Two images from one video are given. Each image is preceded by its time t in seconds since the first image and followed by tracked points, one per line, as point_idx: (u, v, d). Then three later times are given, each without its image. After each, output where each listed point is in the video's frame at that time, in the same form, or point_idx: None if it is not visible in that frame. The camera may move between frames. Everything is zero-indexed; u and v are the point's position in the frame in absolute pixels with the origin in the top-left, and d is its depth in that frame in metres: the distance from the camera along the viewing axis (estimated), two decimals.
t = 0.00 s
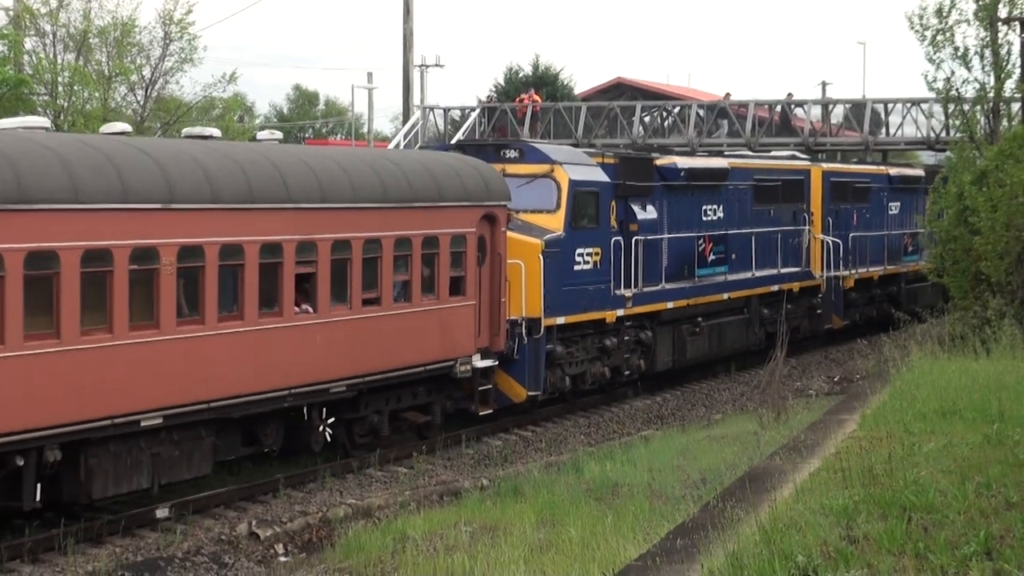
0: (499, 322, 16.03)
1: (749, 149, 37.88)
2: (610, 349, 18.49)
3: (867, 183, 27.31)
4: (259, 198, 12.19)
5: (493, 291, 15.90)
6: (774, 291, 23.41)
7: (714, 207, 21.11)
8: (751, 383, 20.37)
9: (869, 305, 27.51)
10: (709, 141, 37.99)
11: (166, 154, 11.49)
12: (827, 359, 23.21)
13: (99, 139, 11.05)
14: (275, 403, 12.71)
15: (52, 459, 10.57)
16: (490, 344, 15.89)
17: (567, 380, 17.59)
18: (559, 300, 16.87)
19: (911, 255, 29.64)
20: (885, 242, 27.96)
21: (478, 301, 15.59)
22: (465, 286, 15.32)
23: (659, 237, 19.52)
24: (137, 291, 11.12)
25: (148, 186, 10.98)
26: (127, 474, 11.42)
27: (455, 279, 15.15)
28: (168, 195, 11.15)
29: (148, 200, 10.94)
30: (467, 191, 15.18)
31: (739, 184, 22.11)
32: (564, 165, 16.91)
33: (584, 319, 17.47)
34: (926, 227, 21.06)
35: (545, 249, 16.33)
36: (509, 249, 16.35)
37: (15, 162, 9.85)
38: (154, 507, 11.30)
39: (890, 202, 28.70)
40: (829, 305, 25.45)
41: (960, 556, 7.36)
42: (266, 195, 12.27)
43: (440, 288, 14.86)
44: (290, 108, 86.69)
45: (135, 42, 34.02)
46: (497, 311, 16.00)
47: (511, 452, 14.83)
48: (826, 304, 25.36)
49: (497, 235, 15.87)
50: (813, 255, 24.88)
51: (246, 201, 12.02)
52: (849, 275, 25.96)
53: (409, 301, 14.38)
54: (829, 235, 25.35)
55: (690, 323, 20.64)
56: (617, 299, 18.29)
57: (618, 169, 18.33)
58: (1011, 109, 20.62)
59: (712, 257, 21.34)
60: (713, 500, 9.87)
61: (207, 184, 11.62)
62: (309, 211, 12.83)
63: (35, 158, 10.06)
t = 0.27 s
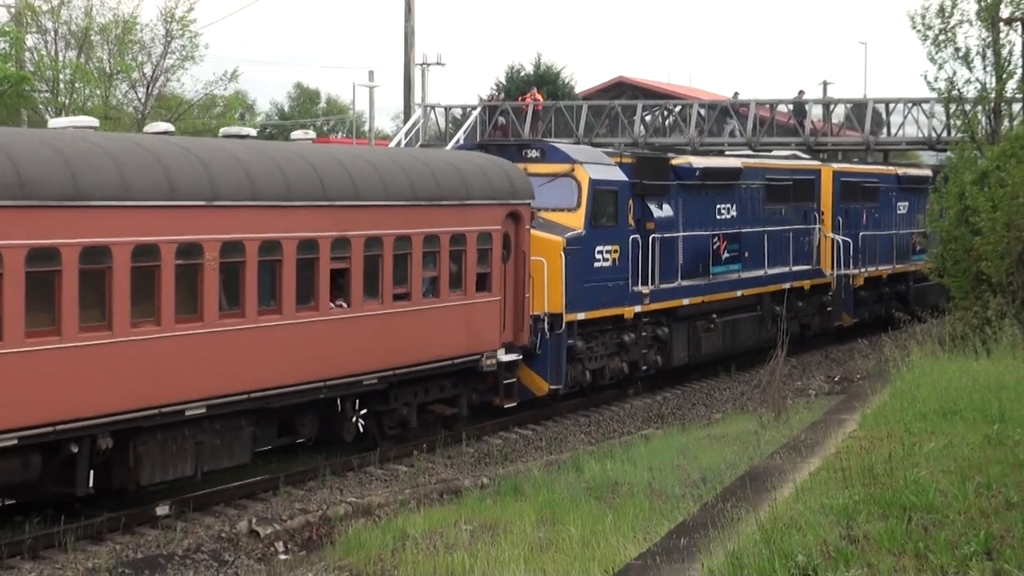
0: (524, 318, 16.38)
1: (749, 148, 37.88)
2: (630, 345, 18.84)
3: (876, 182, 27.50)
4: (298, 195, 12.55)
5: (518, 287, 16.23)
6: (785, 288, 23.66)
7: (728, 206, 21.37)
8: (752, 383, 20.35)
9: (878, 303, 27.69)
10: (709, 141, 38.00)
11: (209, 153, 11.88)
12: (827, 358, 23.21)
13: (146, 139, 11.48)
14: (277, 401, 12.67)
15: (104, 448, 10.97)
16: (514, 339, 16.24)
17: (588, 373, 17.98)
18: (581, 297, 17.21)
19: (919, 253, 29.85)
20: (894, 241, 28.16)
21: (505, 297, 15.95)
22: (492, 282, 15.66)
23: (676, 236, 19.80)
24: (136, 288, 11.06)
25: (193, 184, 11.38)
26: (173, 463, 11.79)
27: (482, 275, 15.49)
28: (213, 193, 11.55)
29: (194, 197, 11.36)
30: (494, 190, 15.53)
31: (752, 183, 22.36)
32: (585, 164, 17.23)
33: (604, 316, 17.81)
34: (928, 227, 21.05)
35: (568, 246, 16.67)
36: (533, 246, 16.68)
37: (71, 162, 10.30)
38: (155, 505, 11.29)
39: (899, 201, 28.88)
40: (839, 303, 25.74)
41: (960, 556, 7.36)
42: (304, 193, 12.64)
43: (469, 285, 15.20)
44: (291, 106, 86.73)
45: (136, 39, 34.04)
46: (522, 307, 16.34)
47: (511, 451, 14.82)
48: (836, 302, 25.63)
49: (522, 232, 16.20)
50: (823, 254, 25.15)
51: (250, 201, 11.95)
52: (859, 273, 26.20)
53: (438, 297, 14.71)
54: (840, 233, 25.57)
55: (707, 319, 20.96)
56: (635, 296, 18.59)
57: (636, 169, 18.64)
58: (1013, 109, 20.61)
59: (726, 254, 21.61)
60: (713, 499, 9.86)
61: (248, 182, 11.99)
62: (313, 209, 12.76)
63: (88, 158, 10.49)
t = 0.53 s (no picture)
0: (546, 312, 16.93)
1: (751, 146, 37.84)
2: (647, 339, 19.40)
3: (885, 180, 27.83)
4: (333, 192, 13.13)
5: (540, 281, 16.78)
6: (797, 284, 24.06)
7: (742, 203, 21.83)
8: (752, 380, 20.32)
9: (887, 300, 27.96)
10: (711, 138, 38.00)
11: (249, 151, 12.46)
12: (829, 356, 23.20)
13: (191, 139, 12.07)
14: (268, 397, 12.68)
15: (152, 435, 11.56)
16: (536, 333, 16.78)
17: (607, 367, 18.53)
18: (600, 291, 17.75)
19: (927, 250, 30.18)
20: (903, 238, 28.47)
21: (528, 292, 16.51)
22: (515, 276, 16.21)
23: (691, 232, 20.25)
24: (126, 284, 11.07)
25: (236, 182, 11.97)
26: (216, 449, 12.39)
27: (506, 270, 16.03)
28: (254, 189, 12.13)
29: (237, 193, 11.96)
30: (517, 187, 16.08)
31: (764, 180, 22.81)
32: (604, 162, 17.80)
33: (622, 310, 18.34)
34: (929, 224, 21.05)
35: (588, 242, 17.22)
36: (554, 242, 17.20)
37: (122, 163, 10.90)
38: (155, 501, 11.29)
39: (907, 199, 29.20)
40: (850, 299, 26.09)
41: (960, 553, 7.37)
42: (340, 189, 13.24)
43: (493, 279, 15.75)
44: (292, 103, 86.70)
45: (137, 36, 34.06)
46: (544, 301, 16.88)
47: (511, 448, 14.82)
48: (846, 297, 25.95)
49: (544, 228, 16.77)
50: (834, 250, 25.52)
51: (239, 197, 11.96)
52: (869, 270, 26.54)
53: (464, 291, 15.27)
54: (850, 230, 25.93)
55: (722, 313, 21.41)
56: (651, 291, 19.09)
57: (653, 167, 19.18)
58: (1014, 107, 20.59)
59: (740, 250, 22.07)
60: (714, 496, 9.86)
61: (286, 179, 12.57)
62: (303, 204, 12.76)
63: (137, 158, 11.09)
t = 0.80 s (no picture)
0: (569, 303, 17.34)
1: (751, 140, 37.81)
2: (666, 331, 19.85)
3: (896, 175, 28.14)
4: (368, 188, 13.56)
5: (565, 274, 17.17)
6: (809, 277, 24.42)
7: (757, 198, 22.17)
8: (753, 376, 20.31)
9: (896, 293, 28.31)
10: (712, 133, 37.98)
11: (290, 147, 12.90)
12: (830, 351, 23.21)
13: (234, 136, 12.50)
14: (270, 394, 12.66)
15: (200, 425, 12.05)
16: (561, 323, 17.23)
17: (627, 358, 18.98)
18: (620, 284, 18.15)
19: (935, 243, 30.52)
20: (913, 231, 28.79)
21: (555, 284, 16.92)
22: (542, 269, 16.61)
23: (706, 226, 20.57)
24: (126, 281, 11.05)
25: (278, 178, 12.41)
26: (259, 438, 12.89)
27: (533, 263, 16.41)
28: (296, 185, 12.57)
29: (281, 189, 12.40)
30: (542, 182, 16.46)
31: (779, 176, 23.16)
32: (624, 158, 18.14)
33: (641, 303, 18.73)
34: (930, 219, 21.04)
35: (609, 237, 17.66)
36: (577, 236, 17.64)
37: (172, 161, 11.37)
38: (156, 499, 11.30)
39: (917, 193, 29.49)
40: (860, 292, 26.46)
41: (962, 548, 7.37)
42: (376, 185, 13.68)
43: (520, 272, 16.12)
44: (293, 100, 86.70)
45: (138, 33, 34.08)
46: (568, 293, 17.26)
47: (513, 444, 14.83)
48: (857, 291, 26.40)
49: (568, 223, 17.09)
50: (845, 244, 25.87)
51: (241, 193, 11.95)
52: (879, 263, 26.89)
53: (493, 284, 15.66)
54: (861, 224, 26.28)
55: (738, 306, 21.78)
56: (669, 283, 19.46)
57: (670, 163, 19.55)
58: (1015, 101, 20.57)
59: (755, 244, 22.42)
60: (715, 491, 9.86)
61: (325, 175, 13.01)
62: (307, 201, 12.75)
63: (186, 156, 11.54)
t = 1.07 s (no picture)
0: (589, 300, 17.84)
1: (751, 140, 37.79)
2: (683, 328, 20.31)
3: (903, 173, 28.45)
4: (399, 190, 14.11)
5: (586, 271, 17.68)
6: (820, 274, 24.79)
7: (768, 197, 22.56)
8: (755, 375, 20.31)
9: (905, 290, 28.63)
10: (712, 133, 37.98)
11: (325, 151, 13.46)
12: (831, 350, 23.19)
13: (273, 142, 13.06)
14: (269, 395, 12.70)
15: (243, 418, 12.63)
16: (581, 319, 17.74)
17: (646, 354, 19.43)
18: (638, 281, 18.60)
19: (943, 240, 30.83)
20: (920, 229, 29.10)
21: (576, 282, 17.47)
22: (563, 267, 17.12)
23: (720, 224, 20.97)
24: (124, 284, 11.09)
25: (314, 180, 12.95)
26: (297, 432, 13.47)
27: (555, 261, 16.93)
28: (331, 188, 13.12)
29: (317, 191, 12.95)
30: (563, 182, 16.98)
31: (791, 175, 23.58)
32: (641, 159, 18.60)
33: (659, 300, 19.19)
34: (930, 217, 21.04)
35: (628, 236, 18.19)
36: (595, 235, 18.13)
37: (215, 165, 11.91)
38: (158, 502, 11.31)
39: (924, 191, 29.79)
40: (869, 288, 26.80)
41: (964, 546, 7.36)
42: (407, 188, 14.23)
43: (542, 270, 16.64)
44: (293, 102, 86.68)
45: (137, 36, 34.12)
46: (588, 291, 17.78)
47: (515, 444, 14.83)
48: (868, 288, 26.79)
49: (589, 222, 17.61)
50: (855, 242, 26.20)
51: (236, 194, 12.02)
52: (888, 260, 27.22)
53: (518, 281, 16.16)
54: (869, 222, 26.61)
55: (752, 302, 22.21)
56: (684, 281, 19.89)
57: (686, 163, 19.94)
58: (1014, 99, 20.55)
59: (767, 242, 22.80)
60: (717, 491, 9.85)
61: (358, 178, 13.56)
62: (302, 203, 12.80)
63: (227, 160, 12.08)
